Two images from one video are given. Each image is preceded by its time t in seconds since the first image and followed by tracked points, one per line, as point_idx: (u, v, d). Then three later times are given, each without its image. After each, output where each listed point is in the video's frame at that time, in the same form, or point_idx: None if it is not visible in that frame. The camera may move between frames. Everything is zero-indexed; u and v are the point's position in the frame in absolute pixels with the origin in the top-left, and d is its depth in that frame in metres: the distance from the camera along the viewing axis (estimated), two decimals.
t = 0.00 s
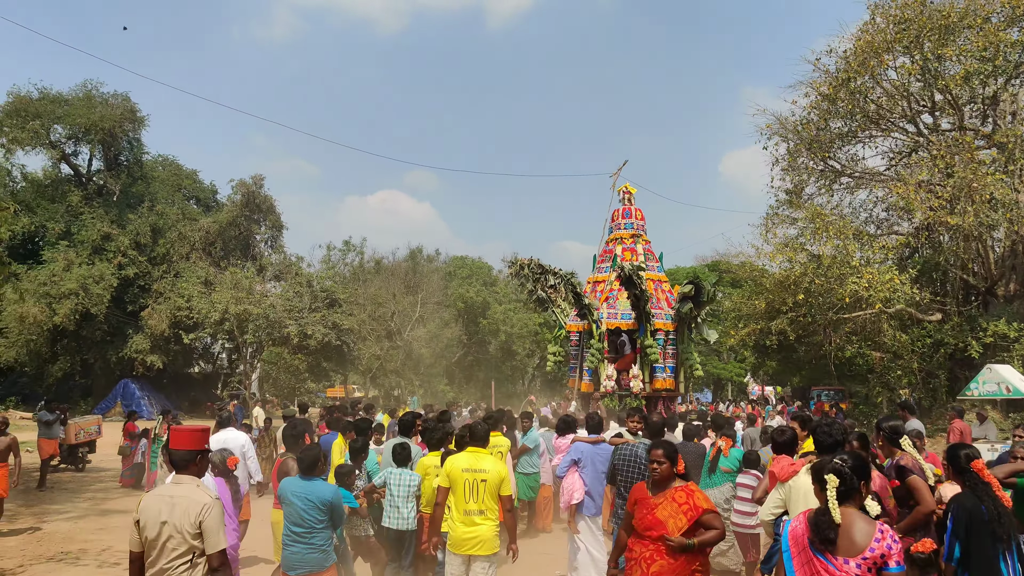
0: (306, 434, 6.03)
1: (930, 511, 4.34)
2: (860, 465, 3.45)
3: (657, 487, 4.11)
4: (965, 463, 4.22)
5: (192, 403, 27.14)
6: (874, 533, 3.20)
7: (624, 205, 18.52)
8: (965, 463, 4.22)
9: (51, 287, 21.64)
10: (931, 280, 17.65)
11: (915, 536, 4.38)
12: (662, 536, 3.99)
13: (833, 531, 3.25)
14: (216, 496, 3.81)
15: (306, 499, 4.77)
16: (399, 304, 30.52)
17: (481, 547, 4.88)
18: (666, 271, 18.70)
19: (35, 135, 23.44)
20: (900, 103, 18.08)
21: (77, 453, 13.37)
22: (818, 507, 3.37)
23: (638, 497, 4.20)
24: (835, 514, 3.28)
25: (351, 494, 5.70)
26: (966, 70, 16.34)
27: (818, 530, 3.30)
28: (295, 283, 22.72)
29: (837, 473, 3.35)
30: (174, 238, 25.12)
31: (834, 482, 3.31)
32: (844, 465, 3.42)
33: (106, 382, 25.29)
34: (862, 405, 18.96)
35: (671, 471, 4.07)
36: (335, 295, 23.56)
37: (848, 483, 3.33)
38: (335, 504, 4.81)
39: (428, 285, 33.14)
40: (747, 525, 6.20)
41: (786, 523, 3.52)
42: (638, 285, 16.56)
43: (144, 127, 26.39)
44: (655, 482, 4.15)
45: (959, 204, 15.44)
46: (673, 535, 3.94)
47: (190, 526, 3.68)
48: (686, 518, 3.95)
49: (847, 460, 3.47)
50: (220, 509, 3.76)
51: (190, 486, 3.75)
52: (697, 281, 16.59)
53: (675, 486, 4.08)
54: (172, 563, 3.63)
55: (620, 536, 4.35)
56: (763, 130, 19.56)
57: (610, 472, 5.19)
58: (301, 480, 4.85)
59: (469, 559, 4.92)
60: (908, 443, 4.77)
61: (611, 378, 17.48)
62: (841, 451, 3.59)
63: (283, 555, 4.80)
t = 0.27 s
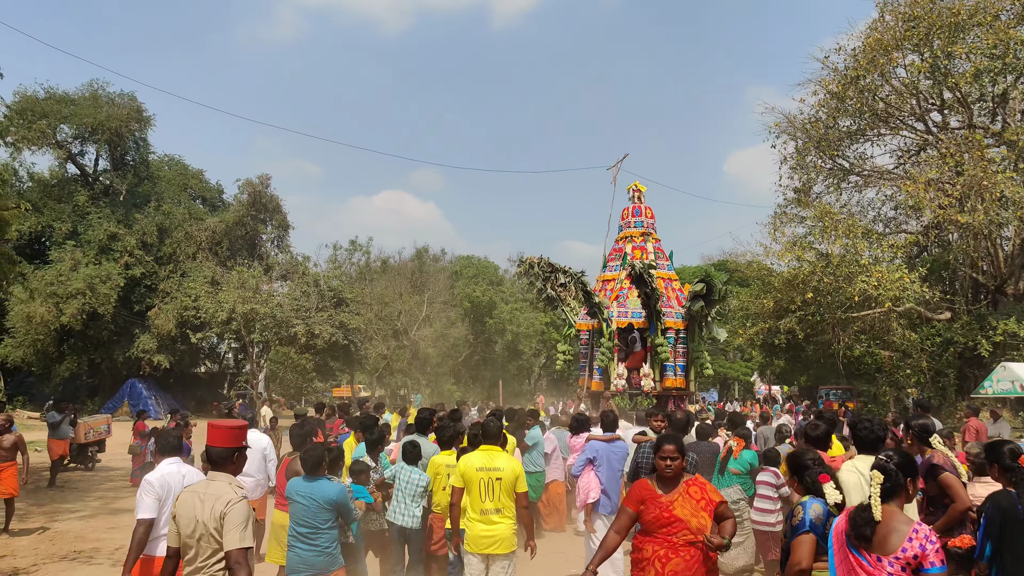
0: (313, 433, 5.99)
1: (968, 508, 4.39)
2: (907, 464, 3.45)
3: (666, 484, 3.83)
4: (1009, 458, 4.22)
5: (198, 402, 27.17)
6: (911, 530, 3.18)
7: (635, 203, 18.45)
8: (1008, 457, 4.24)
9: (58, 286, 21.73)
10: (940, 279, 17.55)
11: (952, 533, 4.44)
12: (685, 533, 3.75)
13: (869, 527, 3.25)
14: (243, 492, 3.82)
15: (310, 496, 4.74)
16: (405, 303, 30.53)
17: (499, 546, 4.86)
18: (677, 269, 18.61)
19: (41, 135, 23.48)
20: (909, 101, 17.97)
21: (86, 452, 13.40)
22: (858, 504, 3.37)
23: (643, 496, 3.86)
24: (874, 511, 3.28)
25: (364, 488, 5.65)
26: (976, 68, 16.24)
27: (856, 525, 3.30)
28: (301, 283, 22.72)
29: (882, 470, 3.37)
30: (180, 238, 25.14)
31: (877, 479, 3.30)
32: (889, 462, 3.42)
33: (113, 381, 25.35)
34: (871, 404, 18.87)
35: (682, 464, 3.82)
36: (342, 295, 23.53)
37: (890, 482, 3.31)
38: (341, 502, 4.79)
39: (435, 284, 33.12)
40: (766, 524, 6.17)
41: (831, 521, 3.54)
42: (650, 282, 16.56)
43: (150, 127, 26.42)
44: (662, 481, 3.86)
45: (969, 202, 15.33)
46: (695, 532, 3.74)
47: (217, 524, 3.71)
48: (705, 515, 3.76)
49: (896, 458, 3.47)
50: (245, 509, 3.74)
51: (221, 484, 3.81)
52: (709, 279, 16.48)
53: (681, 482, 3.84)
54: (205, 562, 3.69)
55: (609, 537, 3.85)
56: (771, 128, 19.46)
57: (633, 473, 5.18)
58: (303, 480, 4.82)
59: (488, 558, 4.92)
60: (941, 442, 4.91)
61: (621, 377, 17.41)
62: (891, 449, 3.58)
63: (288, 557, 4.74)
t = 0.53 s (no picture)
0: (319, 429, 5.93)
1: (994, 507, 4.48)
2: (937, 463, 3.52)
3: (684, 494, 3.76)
4: None
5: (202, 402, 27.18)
6: (934, 528, 3.28)
7: (642, 202, 18.40)
8: None
9: (63, 286, 21.78)
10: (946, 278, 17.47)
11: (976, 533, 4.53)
12: (694, 545, 3.68)
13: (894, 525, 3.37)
14: (248, 503, 3.96)
15: (316, 494, 4.70)
16: (409, 303, 30.53)
17: (509, 547, 4.81)
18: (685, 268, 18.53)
19: (46, 134, 23.54)
20: (915, 99, 17.89)
21: (93, 451, 13.41)
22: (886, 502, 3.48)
23: (658, 502, 3.77)
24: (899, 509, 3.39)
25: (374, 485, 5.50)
26: (983, 66, 16.15)
27: (882, 522, 3.43)
28: (305, 282, 22.71)
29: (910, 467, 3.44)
30: (184, 238, 25.15)
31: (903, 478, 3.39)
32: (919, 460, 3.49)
33: (118, 381, 25.39)
34: (877, 403, 18.79)
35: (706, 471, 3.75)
36: (347, 294, 23.51)
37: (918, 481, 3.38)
38: (348, 502, 4.77)
39: (439, 284, 33.11)
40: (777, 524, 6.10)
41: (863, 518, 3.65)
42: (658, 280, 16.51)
43: (154, 127, 26.44)
44: (680, 486, 3.79)
45: (977, 201, 15.24)
46: (707, 543, 3.67)
47: (220, 532, 3.90)
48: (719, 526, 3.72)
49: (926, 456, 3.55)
50: (248, 516, 3.92)
51: (236, 486, 3.99)
52: (718, 278, 16.40)
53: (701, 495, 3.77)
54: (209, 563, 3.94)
55: (625, 547, 3.74)
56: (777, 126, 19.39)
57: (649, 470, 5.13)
58: (311, 477, 4.79)
59: (498, 560, 4.85)
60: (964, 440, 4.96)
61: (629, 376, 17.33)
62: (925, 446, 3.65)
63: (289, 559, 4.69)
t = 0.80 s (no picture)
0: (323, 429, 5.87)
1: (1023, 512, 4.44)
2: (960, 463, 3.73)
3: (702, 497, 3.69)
4: None
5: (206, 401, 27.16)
6: (948, 521, 3.54)
7: (649, 201, 18.35)
8: None
9: (66, 285, 21.80)
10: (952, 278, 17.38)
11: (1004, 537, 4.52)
12: (713, 553, 3.60)
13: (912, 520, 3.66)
14: (273, 514, 3.75)
15: (331, 493, 4.69)
16: (412, 303, 30.50)
17: (520, 550, 4.76)
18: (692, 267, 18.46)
19: (50, 133, 23.56)
20: (921, 98, 17.80)
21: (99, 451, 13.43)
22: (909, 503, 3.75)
23: (673, 505, 3.71)
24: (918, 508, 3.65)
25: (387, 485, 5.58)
26: (990, 65, 16.07)
27: (904, 517, 3.72)
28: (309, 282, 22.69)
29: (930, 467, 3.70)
30: (188, 237, 25.11)
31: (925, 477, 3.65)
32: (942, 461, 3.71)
33: (121, 380, 25.39)
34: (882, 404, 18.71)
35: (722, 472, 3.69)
36: (351, 293, 23.48)
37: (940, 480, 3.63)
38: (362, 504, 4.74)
39: (442, 283, 33.09)
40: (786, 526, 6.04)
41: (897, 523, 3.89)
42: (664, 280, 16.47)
43: (157, 126, 26.43)
44: (696, 489, 3.73)
45: (984, 200, 15.13)
46: (725, 550, 3.60)
47: (242, 541, 3.69)
48: (741, 532, 3.61)
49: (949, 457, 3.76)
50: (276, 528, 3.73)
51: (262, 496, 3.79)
52: (726, 277, 16.33)
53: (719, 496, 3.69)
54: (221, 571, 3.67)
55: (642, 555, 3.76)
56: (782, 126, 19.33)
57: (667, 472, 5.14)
58: (327, 476, 4.79)
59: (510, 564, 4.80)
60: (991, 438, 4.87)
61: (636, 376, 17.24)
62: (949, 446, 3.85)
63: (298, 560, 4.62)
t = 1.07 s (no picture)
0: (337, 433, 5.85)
1: None
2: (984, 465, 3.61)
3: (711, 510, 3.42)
4: None
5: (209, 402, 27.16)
6: (963, 518, 3.51)
7: (654, 201, 18.34)
8: None
9: (70, 286, 21.83)
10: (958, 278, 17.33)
11: None
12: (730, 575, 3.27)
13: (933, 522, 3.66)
14: (290, 515, 3.75)
15: (349, 497, 4.67)
16: (416, 303, 30.52)
17: (538, 553, 4.74)
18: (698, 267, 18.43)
19: (53, 133, 23.61)
20: (925, 96, 17.76)
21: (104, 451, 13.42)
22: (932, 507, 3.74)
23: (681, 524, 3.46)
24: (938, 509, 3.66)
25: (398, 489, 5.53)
26: (995, 64, 16.03)
27: (926, 520, 3.72)
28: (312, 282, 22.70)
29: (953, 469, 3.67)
30: (191, 237, 25.13)
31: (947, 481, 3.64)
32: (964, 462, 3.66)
33: (125, 380, 25.40)
34: (887, 404, 18.67)
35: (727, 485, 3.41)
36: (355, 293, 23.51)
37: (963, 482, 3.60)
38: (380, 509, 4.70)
39: (445, 283, 33.09)
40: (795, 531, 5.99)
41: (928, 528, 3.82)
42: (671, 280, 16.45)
43: (161, 126, 26.46)
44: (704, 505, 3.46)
45: (989, 199, 15.08)
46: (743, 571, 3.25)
47: (261, 545, 3.68)
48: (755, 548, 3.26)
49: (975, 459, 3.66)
50: (293, 533, 3.71)
51: (276, 498, 3.78)
52: (732, 277, 16.33)
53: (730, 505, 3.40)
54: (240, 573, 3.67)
55: None
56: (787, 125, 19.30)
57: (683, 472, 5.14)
58: (346, 480, 4.76)
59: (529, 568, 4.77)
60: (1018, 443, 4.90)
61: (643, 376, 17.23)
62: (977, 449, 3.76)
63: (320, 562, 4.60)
